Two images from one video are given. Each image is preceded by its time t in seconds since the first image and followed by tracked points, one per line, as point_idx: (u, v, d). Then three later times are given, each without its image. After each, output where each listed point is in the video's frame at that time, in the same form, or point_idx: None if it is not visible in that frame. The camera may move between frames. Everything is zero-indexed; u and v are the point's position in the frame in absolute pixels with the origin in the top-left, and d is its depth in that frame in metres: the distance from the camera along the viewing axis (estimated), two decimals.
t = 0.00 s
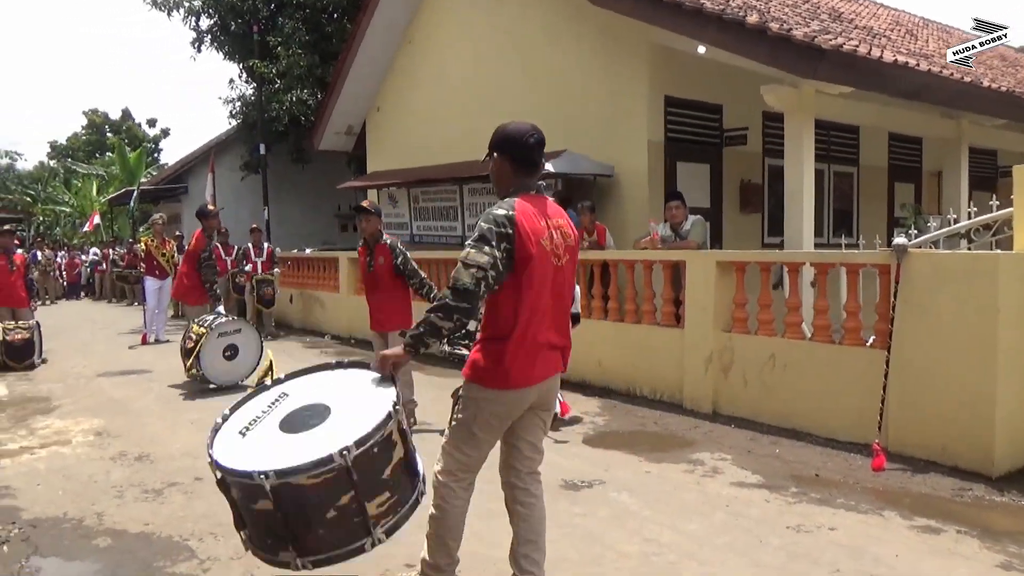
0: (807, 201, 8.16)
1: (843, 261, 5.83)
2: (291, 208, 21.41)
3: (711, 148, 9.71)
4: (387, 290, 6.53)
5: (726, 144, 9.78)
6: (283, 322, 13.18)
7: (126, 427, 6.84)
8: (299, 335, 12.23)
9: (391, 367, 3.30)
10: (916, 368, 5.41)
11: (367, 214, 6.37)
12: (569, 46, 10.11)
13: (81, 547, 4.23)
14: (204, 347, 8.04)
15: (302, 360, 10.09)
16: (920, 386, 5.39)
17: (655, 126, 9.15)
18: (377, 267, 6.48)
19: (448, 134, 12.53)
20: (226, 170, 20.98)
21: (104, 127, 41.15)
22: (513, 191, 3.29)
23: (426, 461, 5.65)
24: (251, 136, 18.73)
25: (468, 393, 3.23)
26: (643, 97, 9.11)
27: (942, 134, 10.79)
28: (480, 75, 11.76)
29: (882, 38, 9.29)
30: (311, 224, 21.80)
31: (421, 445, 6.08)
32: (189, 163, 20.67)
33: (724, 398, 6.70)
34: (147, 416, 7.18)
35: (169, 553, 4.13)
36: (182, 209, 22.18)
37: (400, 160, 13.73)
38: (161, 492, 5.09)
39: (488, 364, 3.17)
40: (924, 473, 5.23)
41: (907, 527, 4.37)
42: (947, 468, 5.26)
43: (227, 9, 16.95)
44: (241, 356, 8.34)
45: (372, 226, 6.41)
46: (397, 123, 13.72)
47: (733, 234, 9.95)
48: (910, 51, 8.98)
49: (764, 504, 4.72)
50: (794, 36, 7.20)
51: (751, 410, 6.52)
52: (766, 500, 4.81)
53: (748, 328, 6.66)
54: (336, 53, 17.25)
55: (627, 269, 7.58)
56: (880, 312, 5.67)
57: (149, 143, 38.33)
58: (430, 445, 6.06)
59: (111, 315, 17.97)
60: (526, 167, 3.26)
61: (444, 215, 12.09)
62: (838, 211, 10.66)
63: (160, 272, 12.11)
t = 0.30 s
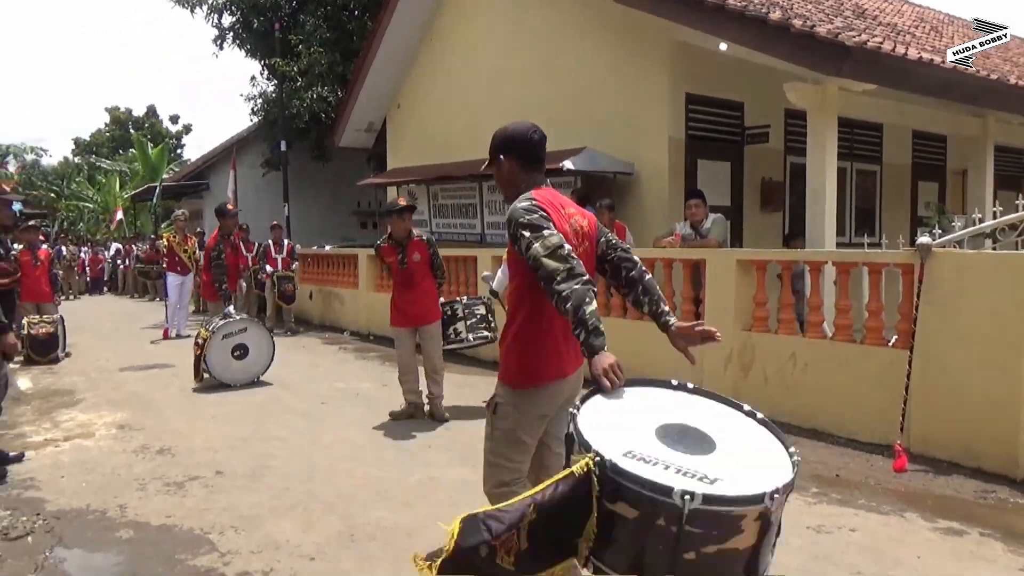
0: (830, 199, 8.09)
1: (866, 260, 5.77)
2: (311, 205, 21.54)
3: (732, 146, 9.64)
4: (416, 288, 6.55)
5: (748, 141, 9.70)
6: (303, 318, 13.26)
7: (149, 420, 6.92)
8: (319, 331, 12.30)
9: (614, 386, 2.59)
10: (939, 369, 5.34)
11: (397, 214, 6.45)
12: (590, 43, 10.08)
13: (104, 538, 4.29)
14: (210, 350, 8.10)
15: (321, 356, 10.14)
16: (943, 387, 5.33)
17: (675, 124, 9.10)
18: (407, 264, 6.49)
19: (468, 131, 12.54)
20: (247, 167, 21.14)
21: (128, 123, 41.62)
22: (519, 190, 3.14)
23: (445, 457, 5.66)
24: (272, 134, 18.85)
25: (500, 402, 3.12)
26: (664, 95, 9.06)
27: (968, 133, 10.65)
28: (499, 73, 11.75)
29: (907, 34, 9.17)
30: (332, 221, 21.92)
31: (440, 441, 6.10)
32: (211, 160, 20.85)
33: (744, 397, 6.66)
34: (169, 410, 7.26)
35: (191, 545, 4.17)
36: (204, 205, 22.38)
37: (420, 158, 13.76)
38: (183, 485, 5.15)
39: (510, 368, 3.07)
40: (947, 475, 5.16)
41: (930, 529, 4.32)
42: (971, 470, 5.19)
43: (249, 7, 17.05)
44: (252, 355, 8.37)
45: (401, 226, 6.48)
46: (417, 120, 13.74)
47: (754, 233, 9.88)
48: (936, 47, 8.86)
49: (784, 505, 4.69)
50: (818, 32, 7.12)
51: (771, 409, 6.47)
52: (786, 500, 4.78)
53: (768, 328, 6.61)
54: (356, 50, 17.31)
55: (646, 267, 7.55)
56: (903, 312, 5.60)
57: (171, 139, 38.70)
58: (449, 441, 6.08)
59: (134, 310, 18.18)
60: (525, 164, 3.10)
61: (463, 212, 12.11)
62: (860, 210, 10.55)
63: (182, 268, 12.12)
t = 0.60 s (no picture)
0: (845, 199, 8.03)
1: (881, 260, 5.73)
2: (325, 205, 21.62)
3: (747, 145, 9.60)
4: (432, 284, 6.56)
5: (762, 141, 9.65)
6: (317, 317, 13.32)
7: (164, 417, 6.97)
8: (332, 329, 12.35)
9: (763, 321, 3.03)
10: (954, 370, 5.31)
11: (445, 212, 6.48)
12: (604, 43, 10.06)
13: (120, 534, 4.32)
14: (224, 343, 8.17)
15: (334, 355, 10.18)
16: (959, 388, 5.28)
17: (689, 123, 9.07)
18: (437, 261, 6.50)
19: (481, 131, 12.54)
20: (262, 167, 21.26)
21: (144, 123, 41.92)
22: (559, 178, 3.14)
23: (457, 456, 5.67)
24: (286, 133, 18.94)
25: (577, 412, 3.02)
26: (678, 94, 9.03)
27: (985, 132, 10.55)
28: (513, 73, 11.75)
29: (924, 32, 9.10)
30: (345, 221, 21.99)
31: (452, 440, 6.11)
32: (226, 160, 20.97)
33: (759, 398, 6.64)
34: (184, 408, 7.31)
35: (205, 542, 4.19)
36: (218, 205, 22.51)
37: (434, 157, 13.78)
38: (197, 482, 5.18)
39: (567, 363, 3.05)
40: (963, 477, 5.12)
41: (946, 532, 4.28)
42: (987, 473, 5.15)
43: (264, 7, 17.13)
44: (267, 356, 8.38)
45: (443, 226, 6.49)
46: (431, 120, 13.77)
47: (768, 232, 9.84)
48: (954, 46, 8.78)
49: (799, 507, 4.66)
50: (834, 30, 7.07)
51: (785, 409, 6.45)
52: (800, 502, 4.75)
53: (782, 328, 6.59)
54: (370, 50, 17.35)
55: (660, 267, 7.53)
56: (919, 312, 5.56)
57: (186, 139, 38.96)
58: (462, 440, 6.08)
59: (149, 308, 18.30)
60: (561, 152, 3.11)
61: (476, 212, 12.12)
62: (876, 210, 10.48)
63: (196, 267, 12.26)
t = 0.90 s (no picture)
0: (865, 199, 7.96)
1: (901, 260, 5.68)
2: (341, 203, 21.71)
3: (765, 144, 9.54)
4: (448, 280, 6.53)
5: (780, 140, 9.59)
6: (333, 314, 13.37)
7: (182, 413, 7.03)
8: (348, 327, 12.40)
9: (738, 350, 3.79)
10: (976, 372, 5.24)
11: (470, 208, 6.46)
12: (621, 42, 10.03)
13: (138, 529, 4.36)
14: (246, 339, 8.22)
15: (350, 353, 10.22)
16: (981, 391, 5.22)
17: (707, 121, 9.02)
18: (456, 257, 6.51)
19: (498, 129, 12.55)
20: (279, 165, 21.36)
21: (163, 121, 42.22)
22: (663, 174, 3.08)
23: (473, 454, 5.67)
24: (303, 131, 19.03)
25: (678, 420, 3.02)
26: (695, 93, 8.99)
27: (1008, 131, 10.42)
28: (530, 71, 11.74)
29: (946, 30, 8.99)
30: (361, 219, 22.08)
31: (468, 438, 6.12)
32: (244, 158, 21.09)
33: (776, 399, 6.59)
34: (202, 404, 7.36)
35: (222, 538, 4.22)
36: (236, 203, 22.65)
37: (450, 156, 13.80)
38: (215, 478, 5.22)
39: (652, 364, 3.02)
40: (983, 480, 5.06)
41: (965, 535, 4.24)
42: (1007, 477, 5.09)
43: (282, 6, 17.21)
44: (285, 354, 8.43)
45: (467, 224, 6.49)
46: (448, 118, 13.78)
47: (786, 232, 9.78)
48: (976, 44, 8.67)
49: (816, 508, 4.63)
50: (854, 28, 7.01)
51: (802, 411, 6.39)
52: (817, 503, 4.72)
53: (800, 329, 6.55)
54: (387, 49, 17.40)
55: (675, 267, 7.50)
56: (940, 314, 5.50)
57: (204, 138, 39.23)
58: (477, 439, 6.09)
59: (167, 305, 18.44)
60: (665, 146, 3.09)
61: (492, 211, 12.13)
62: (896, 210, 10.38)
63: (214, 264, 12.32)
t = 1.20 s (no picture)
0: (879, 198, 7.90)
1: (915, 261, 5.65)
2: (353, 202, 21.77)
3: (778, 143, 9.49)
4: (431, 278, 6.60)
5: (793, 139, 9.53)
6: (345, 313, 13.40)
7: (195, 411, 7.07)
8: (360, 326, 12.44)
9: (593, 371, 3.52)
10: (992, 374, 5.20)
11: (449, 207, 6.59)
12: (633, 40, 10.00)
13: (152, 526, 4.39)
14: (260, 337, 8.26)
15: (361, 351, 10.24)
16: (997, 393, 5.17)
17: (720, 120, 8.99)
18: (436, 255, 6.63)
19: (510, 128, 12.54)
20: (291, 164, 21.43)
21: (177, 119, 42.44)
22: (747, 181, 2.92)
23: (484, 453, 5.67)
24: (315, 130, 19.08)
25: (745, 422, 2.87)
26: (708, 92, 8.95)
27: None
28: (542, 70, 11.73)
29: (962, 27, 8.92)
30: (373, 217, 22.13)
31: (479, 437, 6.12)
32: (256, 156, 21.16)
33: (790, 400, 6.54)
34: (215, 402, 7.40)
35: (235, 535, 4.24)
36: (249, 201, 22.74)
37: (461, 155, 13.81)
38: (228, 475, 5.24)
39: (727, 372, 2.84)
40: (999, 482, 5.02)
41: (980, 538, 4.20)
42: None
43: (295, 5, 17.26)
44: (297, 352, 8.46)
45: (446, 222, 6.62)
46: (459, 117, 13.78)
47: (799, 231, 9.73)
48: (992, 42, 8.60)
49: (829, 510, 4.60)
50: (869, 26, 6.95)
51: (816, 412, 6.35)
52: (830, 505, 4.69)
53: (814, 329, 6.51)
54: (399, 47, 17.42)
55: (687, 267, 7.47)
56: (956, 314, 5.45)
57: (218, 137, 39.41)
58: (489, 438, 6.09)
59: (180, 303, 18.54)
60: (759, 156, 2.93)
61: (503, 209, 12.12)
62: (910, 209, 10.31)
63: (227, 262, 12.36)
